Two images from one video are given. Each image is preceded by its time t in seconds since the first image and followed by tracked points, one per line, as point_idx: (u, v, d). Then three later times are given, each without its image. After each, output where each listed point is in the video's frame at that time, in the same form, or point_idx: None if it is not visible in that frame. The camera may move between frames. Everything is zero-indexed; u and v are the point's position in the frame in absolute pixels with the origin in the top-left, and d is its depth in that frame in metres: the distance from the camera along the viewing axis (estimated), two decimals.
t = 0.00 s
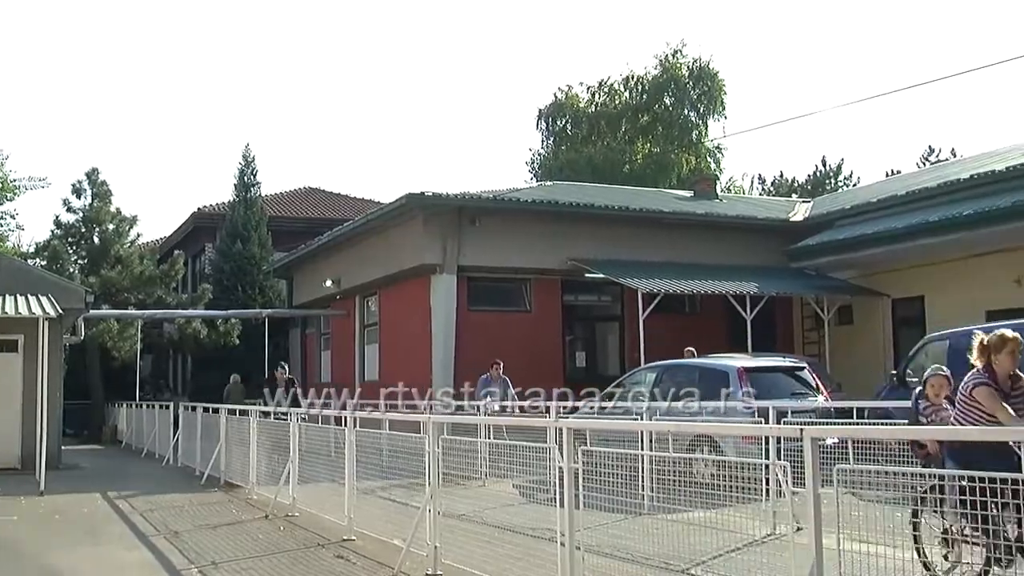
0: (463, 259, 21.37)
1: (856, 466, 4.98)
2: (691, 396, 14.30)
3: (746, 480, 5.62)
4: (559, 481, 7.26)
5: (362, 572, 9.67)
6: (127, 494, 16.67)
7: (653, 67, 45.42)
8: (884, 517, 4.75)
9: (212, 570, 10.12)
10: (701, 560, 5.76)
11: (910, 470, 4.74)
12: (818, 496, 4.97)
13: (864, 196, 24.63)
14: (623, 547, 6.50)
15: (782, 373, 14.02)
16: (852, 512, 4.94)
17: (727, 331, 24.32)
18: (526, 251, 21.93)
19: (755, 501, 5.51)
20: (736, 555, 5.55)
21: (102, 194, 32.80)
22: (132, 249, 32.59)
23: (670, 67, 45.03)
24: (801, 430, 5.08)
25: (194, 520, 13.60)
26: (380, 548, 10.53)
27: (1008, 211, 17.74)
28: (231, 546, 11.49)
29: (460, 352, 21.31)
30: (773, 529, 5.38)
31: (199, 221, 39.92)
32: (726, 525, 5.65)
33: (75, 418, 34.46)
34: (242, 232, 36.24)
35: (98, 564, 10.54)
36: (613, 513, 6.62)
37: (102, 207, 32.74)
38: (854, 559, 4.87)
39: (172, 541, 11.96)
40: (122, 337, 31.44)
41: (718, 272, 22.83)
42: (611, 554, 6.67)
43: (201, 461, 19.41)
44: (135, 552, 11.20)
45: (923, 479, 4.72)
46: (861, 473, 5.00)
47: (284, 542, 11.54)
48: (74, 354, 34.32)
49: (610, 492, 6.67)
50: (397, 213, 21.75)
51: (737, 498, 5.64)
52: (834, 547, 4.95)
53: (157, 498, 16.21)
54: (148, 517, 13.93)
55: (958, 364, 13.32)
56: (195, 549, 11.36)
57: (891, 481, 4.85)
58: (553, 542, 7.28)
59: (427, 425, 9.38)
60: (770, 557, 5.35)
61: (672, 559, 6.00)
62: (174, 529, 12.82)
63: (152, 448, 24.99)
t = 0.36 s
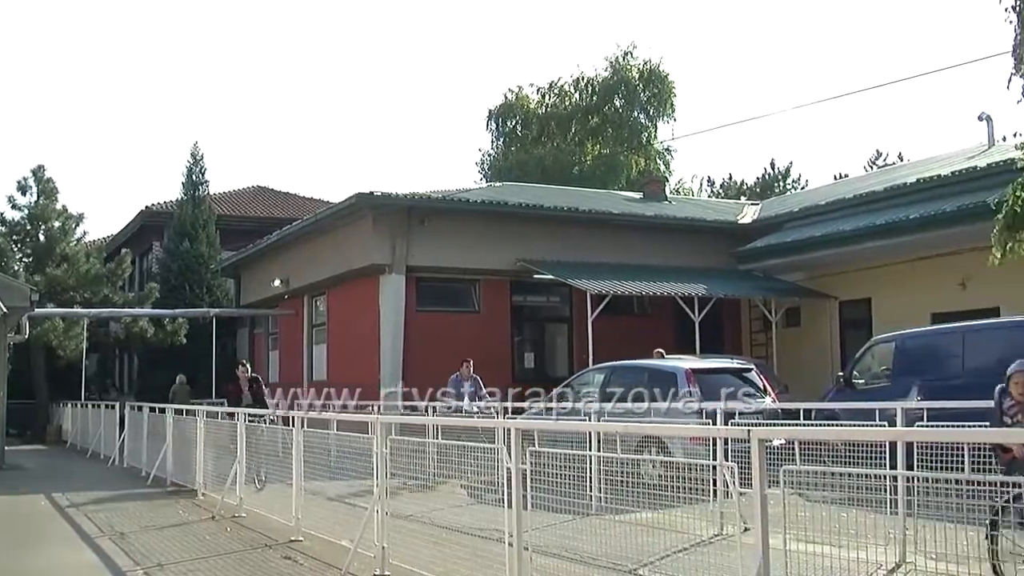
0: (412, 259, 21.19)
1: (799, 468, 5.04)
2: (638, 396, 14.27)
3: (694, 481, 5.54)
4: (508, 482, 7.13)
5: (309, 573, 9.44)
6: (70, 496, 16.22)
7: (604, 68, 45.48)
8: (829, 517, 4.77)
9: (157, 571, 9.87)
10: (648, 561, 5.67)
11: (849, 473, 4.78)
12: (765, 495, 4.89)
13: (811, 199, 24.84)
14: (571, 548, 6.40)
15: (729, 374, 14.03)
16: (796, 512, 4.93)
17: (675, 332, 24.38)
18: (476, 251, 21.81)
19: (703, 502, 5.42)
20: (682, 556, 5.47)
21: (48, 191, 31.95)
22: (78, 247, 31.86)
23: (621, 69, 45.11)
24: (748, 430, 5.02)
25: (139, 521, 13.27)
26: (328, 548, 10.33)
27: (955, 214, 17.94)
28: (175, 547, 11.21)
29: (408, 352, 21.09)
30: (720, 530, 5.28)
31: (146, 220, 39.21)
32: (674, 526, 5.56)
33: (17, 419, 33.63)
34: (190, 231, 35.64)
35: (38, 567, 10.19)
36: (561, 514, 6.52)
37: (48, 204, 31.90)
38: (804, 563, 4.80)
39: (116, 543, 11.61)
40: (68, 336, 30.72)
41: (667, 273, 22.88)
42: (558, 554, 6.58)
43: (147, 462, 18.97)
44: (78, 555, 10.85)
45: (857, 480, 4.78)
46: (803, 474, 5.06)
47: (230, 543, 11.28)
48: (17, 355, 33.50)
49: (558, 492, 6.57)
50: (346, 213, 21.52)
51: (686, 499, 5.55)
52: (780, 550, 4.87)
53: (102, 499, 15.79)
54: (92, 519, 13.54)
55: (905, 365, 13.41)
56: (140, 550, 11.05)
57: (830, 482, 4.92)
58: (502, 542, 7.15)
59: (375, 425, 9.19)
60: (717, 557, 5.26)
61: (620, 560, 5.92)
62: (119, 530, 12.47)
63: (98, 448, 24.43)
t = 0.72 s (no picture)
0: (358, 259, 20.98)
1: (743, 467, 5.04)
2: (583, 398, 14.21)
3: (638, 482, 5.52)
4: (453, 482, 7.02)
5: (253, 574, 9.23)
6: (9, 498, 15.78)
7: (552, 70, 45.51)
8: (773, 517, 4.77)
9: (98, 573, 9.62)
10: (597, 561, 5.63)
11: (792, 473, 4.85)
12: (709, 496, 4.86)
13: (758, 201, 25.04)
14: (517, 548, 6.34)
15: (674, 376, 14.03)
16: (741, 511, 4.85)
17: (621, 332, 24.43)
18: (422, 251, 21.66)
19: (647, 503, 5.39)
20: (629, 556, 5.44)
21: None
22: (20, 244, 31.13)
23: (569, 71, 45.16)
24: (692, 430, 4.95)
25: (79, 523, 12.93)
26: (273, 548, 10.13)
27: (899, 217, 18.17)
28: (116, 548, 10.93)
29: (354, 353, 20.85)
30: (664, 530, 5.24)
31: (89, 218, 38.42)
32: (619, 526, 5.52)
33: None
34: (134, 230, 35.01)
35: None
36: (507, 515, 6.44)
37: None
38: (746, 563, 4.77)
39: (57, 544, 11.30)
40: (9, 335, 30.00)
41: (614, 274, 22.93)
42: (502, 554, 6.50)
43: (89, 462, 18.54)
44: (16, 557, 10.52)
45: (800, 480, 4.83)
46: (747, 474, 5.06)
47: (174, 543, 11.02)
48: None
49: (503, 494, 6.48)
50: (292, 212, 21.28)
51: (631, 500, 5.52)
52: (723, 549, 4.82)
53: (41, 501, 15.37)
54: (31, 521, 13.16)
55: (849, 366, 13.50)
56: (83, 551, 10.76)
57: (774, 482, 4.98)
58: (447, 543, 7.05)
59: (320, 426, 9.02)
60: (662, 557, 5.20)
61: (565, 560, 5.87)
62: (59, 532, 12.14)
63: (38, 449, 23.85)
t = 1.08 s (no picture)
0: (303, 259, 20.74)
1: (687, 468, 4.94)
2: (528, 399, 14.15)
3: (584, 483, 5.49)
4: (397, 484, 6.90)
5: None
6: None
7: (499, 70, 45.41)
8: (718, 518, 4.73)
9: None
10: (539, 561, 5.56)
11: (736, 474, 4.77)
12: (651, 497, 4.91)
13: (703, 204, 25.21)
14: (461, 548, 6.25)
15: (619, 376, 14.00)
16: (685, 512, 4.85)
17: (566, 334, 24.42)
18: (369, 251, 21.48)
19: (591, 503, 5.36)
20: (571, 556, 5.36)
21: None
22: None
23: (516, 71, 45.11)
24: (637, 432, 4.95)
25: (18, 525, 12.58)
26: (218, 548, 9.90)
27: (842, 221, 18.38)
28: (54, 550, 10.61)
29: (300, 353, 20.59)
30: (609, 531, 5.23)
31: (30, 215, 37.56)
32: (562, 526, 5.46)
33: None
34: (77, 227, 34.30)
35: None
36: (450, 517, 6.33)
37: None
38: (690, 562, 4.77)
39: None
40: None
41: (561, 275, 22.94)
42: (446, 556, 6.40)
43: (28, 464, 18.06)
44: None
45: (743, 481, 4.83)
46: (691, 475, 4.95)
47: (115, 545, 10.74)
48: None
49: (447, 495, 6.38)
50: (237, 211, 20.97)
51: (574, 501, 5.47)
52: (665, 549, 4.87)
53: None
54: None
55: (793, 368, 13.58)
56: (24, 554, 10.46)
57: (716, 482, 4.90)
58: (392, 544, 6.94)
59: (264, 426, 8.84)
60: (605, 557, 5.17)
61: (508, 561, 5.79)
62: None
63: None
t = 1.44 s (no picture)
0: (242, 258, 20.41)
1: (625, 470, 4.88)
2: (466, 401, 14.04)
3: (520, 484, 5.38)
4: (336, 484, 6.76)
5: None
6: None
7: (440, 70, 45.22)
8: (654, 519, 4.69)
9: None
10: (477, 562, 5.47)
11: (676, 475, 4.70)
12: (591, 497, 4.79)
13: (643, 206, 25.35)
14: (399, 549, 6.14)
15: (557, 378, 13.95)
16: (623, 513, 4.77)
17: (504, 334, 24.35)
18: (307, 251, 21.22)
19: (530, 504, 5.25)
20: (510, 557, 5.28)
21: None
22: None
23: (457, 72, 45.00)
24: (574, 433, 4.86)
25: None
26: (152, 550, 9.66)
27: (780, 224, 18.58)
28: None
29: (238, 355, 20.24)
30: (547, 531, 5.13)
31: None
32: (501, 527, 5.37)
33: None
34: (11, 224, 33.34)
35: None
36: (387, 518, 6.21)
37: None
38: (627, 564, 4.71)
39: None
40: None
41: (500, 276, 22.89)
42: (383, 557, 6.28)
43: None
44: None
45: (679, 482, 4.75)
46: (628, 476, 4.91)
47: (46, 546, 10.41)
48: None
49: (383, 495, 6.25)
50: (175, 209, 20.59)
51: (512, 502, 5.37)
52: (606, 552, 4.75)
53: None
54: None
55: (730, 369, 13.63)
56: None
57: (654, 482, 4.84)
58: (329, 545, 6.79)
59: (200, 425, 8.62)
60: (544, 558, 5.09)
61: (447, 562, 5.69)
62: None
63: None
